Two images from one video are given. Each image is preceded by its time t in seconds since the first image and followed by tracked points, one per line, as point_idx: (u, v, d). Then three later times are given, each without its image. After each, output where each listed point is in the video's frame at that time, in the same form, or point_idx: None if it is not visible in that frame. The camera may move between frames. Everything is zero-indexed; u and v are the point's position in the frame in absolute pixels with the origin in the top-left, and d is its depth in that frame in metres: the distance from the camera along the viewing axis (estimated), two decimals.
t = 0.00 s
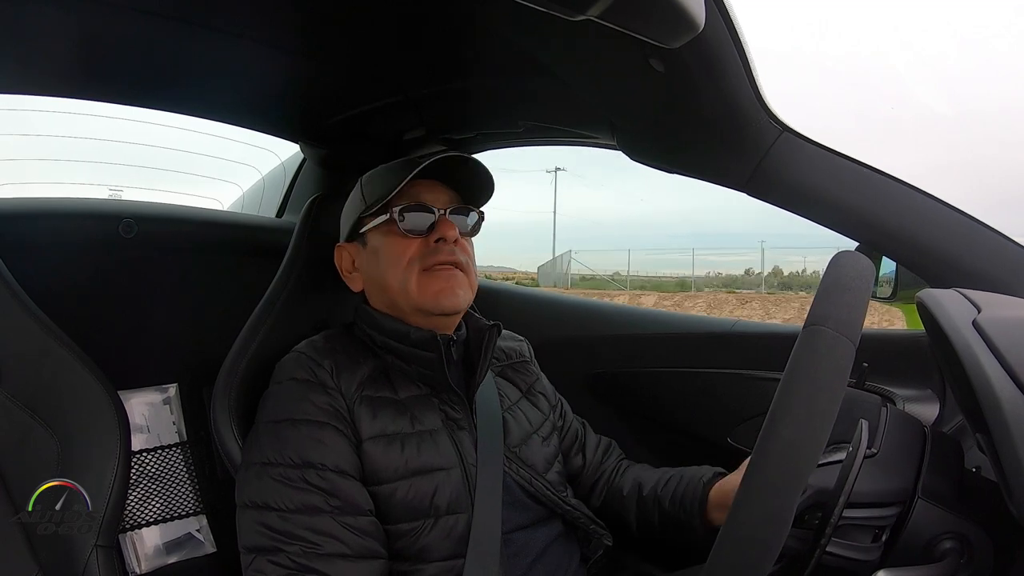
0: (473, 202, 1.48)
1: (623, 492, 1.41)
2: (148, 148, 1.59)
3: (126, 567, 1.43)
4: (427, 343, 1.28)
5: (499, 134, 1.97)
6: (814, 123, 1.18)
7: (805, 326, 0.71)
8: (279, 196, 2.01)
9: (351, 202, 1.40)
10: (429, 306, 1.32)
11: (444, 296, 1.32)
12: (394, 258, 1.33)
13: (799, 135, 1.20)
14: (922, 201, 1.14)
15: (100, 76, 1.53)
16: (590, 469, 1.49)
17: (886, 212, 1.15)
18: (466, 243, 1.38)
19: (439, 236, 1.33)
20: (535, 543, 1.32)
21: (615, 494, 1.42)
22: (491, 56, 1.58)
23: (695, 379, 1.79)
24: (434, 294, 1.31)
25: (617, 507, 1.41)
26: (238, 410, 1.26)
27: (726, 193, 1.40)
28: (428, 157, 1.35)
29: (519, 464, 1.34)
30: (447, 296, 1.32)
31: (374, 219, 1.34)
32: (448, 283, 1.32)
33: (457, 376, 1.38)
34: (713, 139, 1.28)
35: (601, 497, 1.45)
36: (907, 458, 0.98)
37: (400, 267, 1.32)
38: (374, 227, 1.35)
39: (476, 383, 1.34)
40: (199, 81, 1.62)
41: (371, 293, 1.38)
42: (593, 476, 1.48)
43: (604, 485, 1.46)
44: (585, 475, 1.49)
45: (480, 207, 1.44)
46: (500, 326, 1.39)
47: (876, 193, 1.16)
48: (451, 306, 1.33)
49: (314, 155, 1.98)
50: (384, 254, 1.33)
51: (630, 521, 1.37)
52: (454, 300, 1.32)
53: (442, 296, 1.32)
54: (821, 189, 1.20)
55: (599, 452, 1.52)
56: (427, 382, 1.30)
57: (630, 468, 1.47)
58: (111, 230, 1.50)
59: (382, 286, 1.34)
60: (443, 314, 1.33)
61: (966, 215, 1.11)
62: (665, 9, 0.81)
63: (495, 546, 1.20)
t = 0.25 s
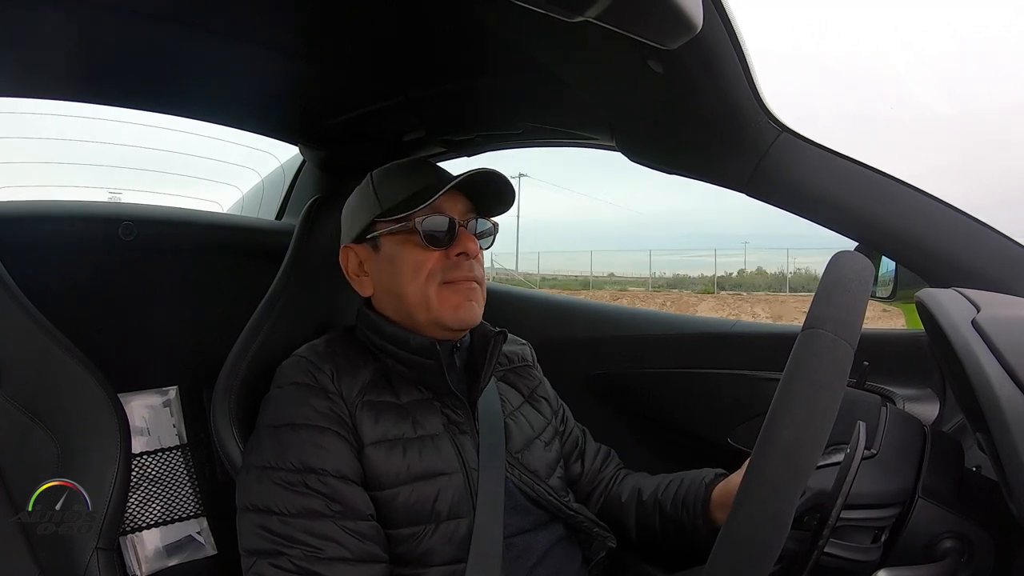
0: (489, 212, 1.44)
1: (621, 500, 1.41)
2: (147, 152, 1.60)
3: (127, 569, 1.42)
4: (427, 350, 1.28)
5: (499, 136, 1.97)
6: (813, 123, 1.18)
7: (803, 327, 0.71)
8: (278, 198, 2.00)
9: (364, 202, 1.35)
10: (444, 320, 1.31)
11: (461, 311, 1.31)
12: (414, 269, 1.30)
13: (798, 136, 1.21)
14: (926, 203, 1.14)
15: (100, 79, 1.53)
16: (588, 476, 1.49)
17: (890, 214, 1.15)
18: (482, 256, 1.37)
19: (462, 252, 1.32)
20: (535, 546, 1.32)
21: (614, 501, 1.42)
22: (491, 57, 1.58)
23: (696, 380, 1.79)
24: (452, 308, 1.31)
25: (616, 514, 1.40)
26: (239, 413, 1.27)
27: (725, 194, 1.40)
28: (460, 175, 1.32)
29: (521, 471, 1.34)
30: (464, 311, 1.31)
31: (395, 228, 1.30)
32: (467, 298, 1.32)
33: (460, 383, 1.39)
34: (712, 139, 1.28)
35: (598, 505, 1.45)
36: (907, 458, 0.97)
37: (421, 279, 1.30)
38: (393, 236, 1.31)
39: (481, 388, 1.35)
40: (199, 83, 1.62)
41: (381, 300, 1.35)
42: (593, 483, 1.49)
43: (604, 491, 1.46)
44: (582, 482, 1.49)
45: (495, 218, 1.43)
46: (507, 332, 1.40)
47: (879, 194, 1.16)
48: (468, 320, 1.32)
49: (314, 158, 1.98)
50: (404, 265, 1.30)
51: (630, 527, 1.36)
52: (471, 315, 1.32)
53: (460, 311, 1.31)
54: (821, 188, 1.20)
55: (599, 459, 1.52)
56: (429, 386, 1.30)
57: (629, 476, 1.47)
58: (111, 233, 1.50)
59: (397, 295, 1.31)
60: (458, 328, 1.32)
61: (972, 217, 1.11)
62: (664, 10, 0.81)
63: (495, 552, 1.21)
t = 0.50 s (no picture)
0: (495, 215, 1.43)
1: (624, 500, 1.41)
2: (146, 154, 1.60)
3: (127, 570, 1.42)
4: (427, 352, 1.27)
5: (499, 137, 1.97)
6: (813, 123, 1.18)
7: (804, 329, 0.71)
8: (278, 200, 2.01)
9: (368, 201, 1.34)
10: (449, 323, 1.32)
11: (466, 315, 1.32)
12: (420, 272, 1.30)
13: (798, 136, 1.21)
14: (922, 200, 1.14)
15: (99, 82, 1.53)
16: (590, 477, 1.49)
17: (886, 210, 1.16)
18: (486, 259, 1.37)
19: (468, 257, 1.32)
20: (537, 547, 1.32)
21: (616, 502, 1.42)
22: (491, 58, 1.58)
23: (697, 380, 1.79)
24: (457, 312, 1.31)
25: (618, 515, 1.40)
26: (239, 415, 1.27)
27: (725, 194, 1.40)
28: (468, 179, 1.31)
29: (522, 472, 1.34)
30: (469, 316, 1.32)
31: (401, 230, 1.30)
32: (471, 303, 1.32)
33: (461, 385, 1.38)
34: (712, 140, 1.28)
35: (601, 506, 1.45)
36: (908, 460, 0.97)
37: (426, 283, 1.30)
38: (399, 238, 1.31)
39: (482, 390, 1.34)
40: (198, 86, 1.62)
41: (385, 301, 1.35)
42: (594, 484, 1.49)
43: (605, 492, 1.46)
44: (584, 483, 1.49)
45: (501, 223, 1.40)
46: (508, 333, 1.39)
47: (878, 193, 1.16)
48: (471, 324, 1.33)
49: (314, 159, 1.98)
50: (410, 269, 1.30)
51: (632, 527, 1.37)
52: (475, 320, 1.33)
53: (464, 315, 1.32)
54: (821, 188, 1.20)
55: (600, 460, 1.52)
56: (429, 388, 1.29)
57: (630, 477, 1.47)
58: (111, 235, 1.50)
59: (402, 297, 1.31)
60: (462, 332, 1.33)
61: (971, 218, 1.10)
62: (664, 11, 0.82)
63: (496, 553, 1.21)
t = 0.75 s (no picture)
0: (490, 219, 1.43)
1: (619, 508, 1.40)
2: (147, 157, 1.60)
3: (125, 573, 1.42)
4: (422, 358, 1.25)
5: (499, 142, 1.98)
6: (813, 129, 1.19)
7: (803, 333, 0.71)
8: (279, 202, 2.00)
9: (364, 206, 1.35)
10: (444, 329, 1.31)
11: (462, 320, 1.31)
12: (414, 278, 1.30)
13: (798, 142, 1.21)
14: (924, 207, 1.14)
15: (101, 84, 1.54)
16: (587, 484, 1.49)
17: (889, 216, 1.16)
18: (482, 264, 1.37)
19: (463, 261, 1.31)
20: (535, 553, 1.32)
21: (613, 510, 1.42)
22: (491, 62, 1.58)
23: (696, 386, 1.79)
24: (452, 318, 1.31)
25: (614, 523, 1.40)
26: (238, 418, 1.27)
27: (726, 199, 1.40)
28: (462, 184, 1.31)
29: (519, 478, 1.33)
30: (464, 321, 1.31)
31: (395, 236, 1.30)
32: (468, 309, 1.31)
33: (457, 390, 1.38)
34: (712, 145, 1.28)
35: (597, 513, 1.44)
36: (907, 465, 0.97)
37: (421, 289, 1.30)
38: (393, 245, 1.31)
39: (479, 396, 1.33)
40: (200, 88, 1.62)
41: (381, 307, 1.35)
42: (592, 492, 1.48)
43: (602, 500, 1.45)
44: (581, 490, 1.49)
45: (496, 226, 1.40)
46: (506, 339, 1.39)
47: (879, 200, 1.16)
48: (468, 330, 1.32)
49: (315, 163, 1.99)
50: (405, 275, 1.30)
51: (628, 537, 1.36)
52: (471, 325, 1.32)
53: (460, 321, 1.31)
54: (821, 194, 1.20)
55: (598, 467, 1.51)
56: (428, 393, 1.29)
57: (627, 486, 1.46)
58: (111, 237, 1.50)
59: (397, 303, 1.31)
60: (458, 338, 1.32)
61: (974, 224, 1.11)
62: (665, 16, 0.82)
63: (494, 558, 1.21)
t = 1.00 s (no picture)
0: (488, 218, 1.44)
1: (617, 508, 1.40)
2: (148, 153, 1.60)
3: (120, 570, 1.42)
4: (421, 356, 1.27)
5: (499, 142, 1.97)
6: (813, 132, 1.19)
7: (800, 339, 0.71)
8: (279, 201, 2.02)
9: (365, 203, 1.34)
10: (449, 318, 1.30)
11: (468, 307, 1.30)
12: (418, 269, 1.29)
13: (798, 145, 1.21)
14: (924, 213, 1.15)
15: (101, 81, 1.53)
16: (582, 485, 1.49)
17: (891, 221, 1.16)
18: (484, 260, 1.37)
19: (465, 252, 1.32)
20: (531, 553, 1.32)
21: (609, 511, 1.42)
22: (492, 63, 1.58)
23: (693, 388, 1.79)
24: (457, 307, 1.29)
25: (611, 523, 1.40)
26: (235, 415, 1.27)
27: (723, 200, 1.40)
28: (463, 180, 1.33)
29: (516, 478, 1.33)
30: (469, 310, 1.30)
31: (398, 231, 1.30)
32: (472, 296, 1.31)
33: (455, 389, 1.38)
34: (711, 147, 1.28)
35: (593, 513, 1.44)
36: (902, 471, 0.97)
37: (425, 279, 1.29)
38: (396, 238, 1.31)
39: (476, 395, 1.34)
40: (200, 86, 1.62)
41: (383, 301, 1.33)
42: (588, 493, 1.48)
43: (598, 502, 1.45)
44: (576, 491, 1.49)
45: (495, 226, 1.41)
46: (503, 340, 1.39)
47: (878, 204, 1.16)
48: (474, 317, 1.31)
49: (315, 161, 1.99)
50: (408, 267, 1.30)
51: (625, 535, 1.36)
52: (477, 312, 1.31)
53: (464, 310, 1.30)
54: (821, 198, 1.20)
55: (594, 469, 1.51)
56: (425, 392, 1.29)
57: (623, 486, 1.46)
58: (111, 233, 1.50)
59: (401, 295, 1.30)
60: (464, 324, 1.31)
61: (975, 230, 1.11)
62: (666, 18, 0.82)
63: (491, 558, 1.20)
